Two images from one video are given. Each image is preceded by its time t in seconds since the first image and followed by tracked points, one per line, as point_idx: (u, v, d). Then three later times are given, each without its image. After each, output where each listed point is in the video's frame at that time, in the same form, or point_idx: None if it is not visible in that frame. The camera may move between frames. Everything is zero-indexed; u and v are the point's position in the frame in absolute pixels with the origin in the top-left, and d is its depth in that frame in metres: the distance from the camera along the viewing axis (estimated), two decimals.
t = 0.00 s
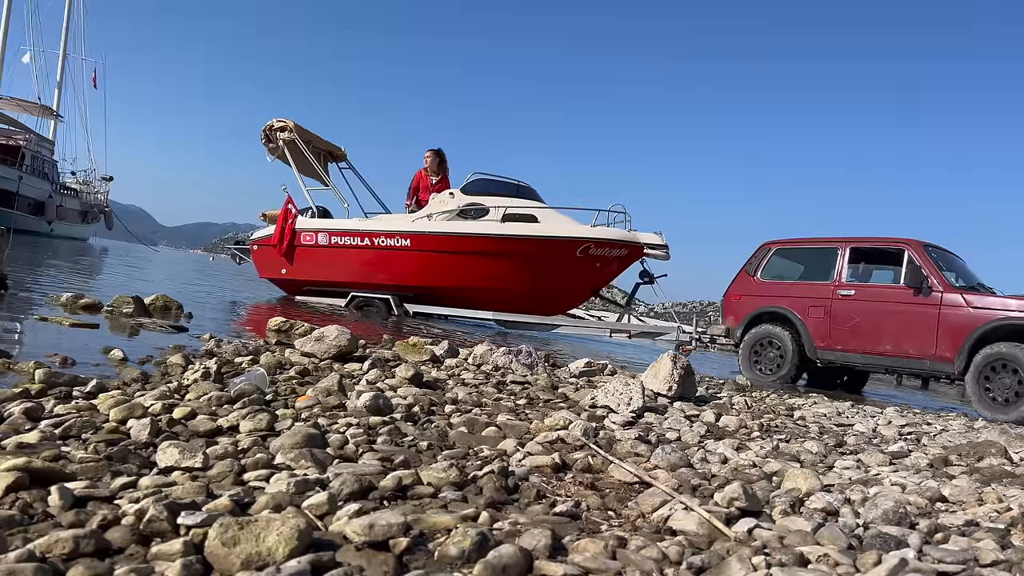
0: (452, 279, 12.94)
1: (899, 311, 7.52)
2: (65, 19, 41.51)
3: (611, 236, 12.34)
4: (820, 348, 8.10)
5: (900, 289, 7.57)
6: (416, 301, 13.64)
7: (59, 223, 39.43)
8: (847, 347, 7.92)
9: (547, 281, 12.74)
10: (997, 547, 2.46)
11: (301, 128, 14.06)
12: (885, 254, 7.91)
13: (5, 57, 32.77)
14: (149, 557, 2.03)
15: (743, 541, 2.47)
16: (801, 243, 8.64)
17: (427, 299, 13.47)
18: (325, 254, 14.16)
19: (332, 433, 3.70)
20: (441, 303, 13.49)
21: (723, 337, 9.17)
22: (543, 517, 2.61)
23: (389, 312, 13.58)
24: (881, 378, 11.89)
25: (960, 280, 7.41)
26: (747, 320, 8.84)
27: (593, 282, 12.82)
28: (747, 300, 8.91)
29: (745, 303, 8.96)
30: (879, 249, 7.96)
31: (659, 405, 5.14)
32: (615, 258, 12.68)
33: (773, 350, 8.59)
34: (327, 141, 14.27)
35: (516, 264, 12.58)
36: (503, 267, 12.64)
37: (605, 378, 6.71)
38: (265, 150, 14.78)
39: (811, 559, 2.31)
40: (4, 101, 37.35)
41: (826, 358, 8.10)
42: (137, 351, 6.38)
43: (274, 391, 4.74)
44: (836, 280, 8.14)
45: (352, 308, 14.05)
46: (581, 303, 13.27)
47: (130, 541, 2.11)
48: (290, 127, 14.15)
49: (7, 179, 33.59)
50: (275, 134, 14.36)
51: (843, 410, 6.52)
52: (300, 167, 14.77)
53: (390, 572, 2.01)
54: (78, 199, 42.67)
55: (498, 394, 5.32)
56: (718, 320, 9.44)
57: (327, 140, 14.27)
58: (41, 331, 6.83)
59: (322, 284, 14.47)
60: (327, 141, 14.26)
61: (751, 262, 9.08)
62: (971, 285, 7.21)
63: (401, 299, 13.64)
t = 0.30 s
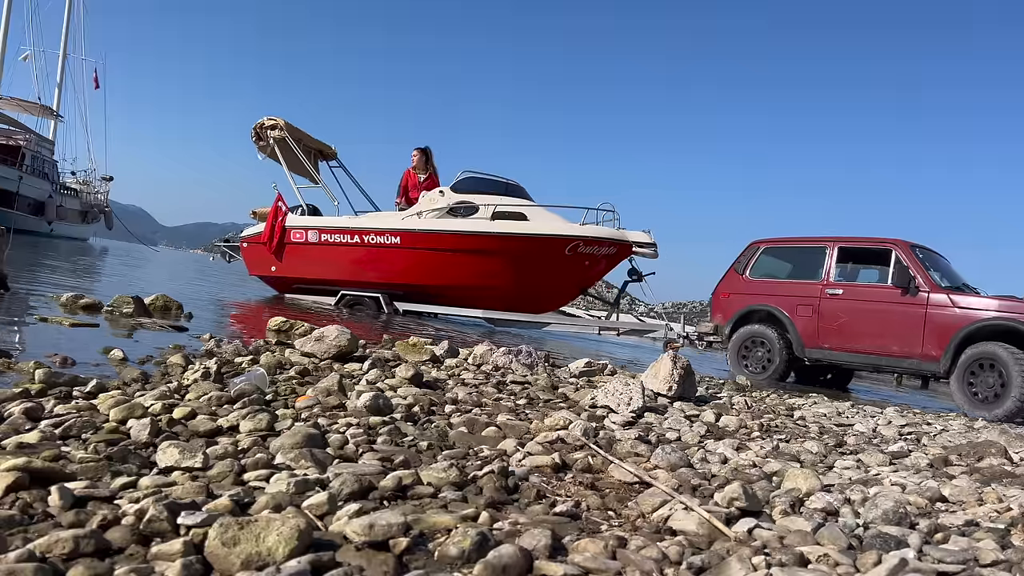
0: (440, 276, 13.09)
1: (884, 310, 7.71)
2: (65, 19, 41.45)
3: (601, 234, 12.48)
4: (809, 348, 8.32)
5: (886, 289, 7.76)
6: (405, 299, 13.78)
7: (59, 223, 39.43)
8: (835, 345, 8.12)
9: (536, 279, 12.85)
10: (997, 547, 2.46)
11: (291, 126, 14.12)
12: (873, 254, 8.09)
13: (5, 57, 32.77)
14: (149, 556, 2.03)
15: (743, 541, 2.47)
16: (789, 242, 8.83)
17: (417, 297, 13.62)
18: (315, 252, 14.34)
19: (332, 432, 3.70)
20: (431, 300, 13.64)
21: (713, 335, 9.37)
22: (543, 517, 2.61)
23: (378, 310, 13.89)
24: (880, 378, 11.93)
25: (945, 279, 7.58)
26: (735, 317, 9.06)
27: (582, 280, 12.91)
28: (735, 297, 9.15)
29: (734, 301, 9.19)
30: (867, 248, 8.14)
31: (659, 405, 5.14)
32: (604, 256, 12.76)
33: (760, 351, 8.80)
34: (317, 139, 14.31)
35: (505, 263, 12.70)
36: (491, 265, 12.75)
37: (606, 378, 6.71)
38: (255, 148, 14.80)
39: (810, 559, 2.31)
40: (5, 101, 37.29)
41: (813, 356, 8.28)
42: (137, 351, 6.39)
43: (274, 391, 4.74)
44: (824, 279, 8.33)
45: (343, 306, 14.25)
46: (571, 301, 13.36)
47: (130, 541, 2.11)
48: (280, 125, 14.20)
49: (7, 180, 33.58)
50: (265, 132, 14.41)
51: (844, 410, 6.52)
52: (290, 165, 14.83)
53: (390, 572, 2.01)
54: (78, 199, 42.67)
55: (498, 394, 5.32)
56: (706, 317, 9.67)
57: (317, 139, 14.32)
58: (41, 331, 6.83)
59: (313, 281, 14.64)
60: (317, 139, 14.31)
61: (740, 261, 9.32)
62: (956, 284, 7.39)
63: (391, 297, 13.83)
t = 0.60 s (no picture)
0: (431, 277, 13.20)
1: (873, 309, 7.82)
2: (65, 19, 41.44)
3: (590, 234, 12.61)
4: (799, 347, 8.37)
5: (876, 288, 7.88)
6: (396, 300, 13.83)
7: (59, 223, 39.42)
8: (825, 344, 8.19)
9: (527, 278, 13.01)
10: (997, 547, 2.46)
11: (279, 126, 14.14)
12: (863, 254, 8.20)
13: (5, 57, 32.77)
14: (149, 556, 2.03)
15: (743, 541, 2.47)
16: (779, 241, 8.90)
17: (408, 297, 13.69)
18: (305, 253, 14.37)
19: (332, 433, 3.70)
20: (421, 300, 13.74)
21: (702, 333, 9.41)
22: (543, 517, 2.61)
23: (369, 309, 13.95)
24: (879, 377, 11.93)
25: (933, 279, 7.71)
26: (726, 317, 9.09)
27: (573, 278, 13.07)
28: (726, 296, 9.17)
29: (724, 300, 9.21)
30: (857, 248, 8.25)
31: (659, 405, 5.14)
32: (594, 255, 12.91)
33: (751, 350, 8.85)
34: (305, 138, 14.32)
35: (496, 263, 12.87)
36: (481, 265, 12.89)
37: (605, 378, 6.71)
38: (243, 148, 14.84)
39: (810, 559, 2.31)
40: (5, 101, 37.30)
41: (803, 355, 8.36)
42: (136, 351, 6.38)
43: (274, 391, 4.74)
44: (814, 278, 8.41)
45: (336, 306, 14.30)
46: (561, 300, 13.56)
47: (130, 541, 2.11)
48: (268, 125, 14.23)
49: (7, 180, 33.59)
50: (253, 132, 14.44)
51: (844, 410, 6.52)
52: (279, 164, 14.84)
53: (390, 572, 2.01)
54: (78, 199, 42.69)
55: (498, 394, 5.32)
56: (697, 316, 9.71)
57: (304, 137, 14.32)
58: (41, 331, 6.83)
59: (303, 282, 14.68)
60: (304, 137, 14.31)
61: (730, 260, 9.36)
62: (944, 284, 7.53)
63: (381, 297, 13.86)
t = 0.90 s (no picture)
0: (420, 277, 13.28)
1: (860, 309, 8.05)
2: (65, 19, 41.40)
3: (579, 234, 12.77)
4: (788, 346, 8.57)
5: (864, 289, 8.10)
6: (385, 299, 13.88)
7: (60, 223, 39.40)
8: (813, 344, 8.40)
9: (516, 277, 13.14)
10: (998, 547, 2.46)
11: (268, 125, 14.20)
12: (850, 255, 8.42)
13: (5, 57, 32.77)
14: (149, 556, 2.03)
15: (743, 541, 2.47)
16: (766, 242, 9.15)
17: (397, 297, 13.75)
18: (295, 253, 14.40)
19: (332, 433, 3.70)
20: (410, 300, 13.83)
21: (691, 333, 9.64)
22: (543, 517, 2.61)
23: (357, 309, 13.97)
24: (880, 378, 11.96)
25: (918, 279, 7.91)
26: (715, 317, 9.33)
27: (562, 278, 13.20)
28: (715, 297, 9.40)
29: (714, 300, 9.44)
30: (844, 249, 8.47)
31: (659, 405, 5.14)
32: (583, 255, 13.06)
33: (740, 348, 9.06)
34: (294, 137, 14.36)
35: (485, 263, 12.96)
36: (471, 265, 13.00)
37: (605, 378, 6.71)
38: (233, 147, 14.86)
39: (810, 559, 2.31)
40: (5, 101, 37.28)
41: (792, 355, 8.57)
42: (136, 351, 6.38)
43: (274, 391, 4.74)
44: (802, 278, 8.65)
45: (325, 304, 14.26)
46: (549, 298, 13.74)
47: (130, 541, 2.11)
48: (257, 124, 14.28)
49: (7, 180, 33.57)
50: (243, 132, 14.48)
51: (844, 410, 6.52)
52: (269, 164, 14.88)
53: (390, 572, 2.01)
54: (78, 199, 42.66)
55: (498, 394, 5.32)
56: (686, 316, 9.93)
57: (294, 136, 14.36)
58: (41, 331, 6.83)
59: (292, 282, 14.72)
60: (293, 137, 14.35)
61: (719, 261, 9.60)
62: (930, 284, 7.75)
63: (371, 297, 13.87)
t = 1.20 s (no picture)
0: (411, 275, 13.32)
1: (849, 307, 8.18)
2: (65, 19, 41.38)
3: (569, 233, 12.89)
4: (777, 343, 8.72)
5: (853, 287, 8.24)
6: (377, 298, 13.95)
7: (59, 223, 39.38)
8: (802, 340, 8.54)
9: (506, 276, 13.19)
10: (997, 547, 2.46)
11: (261, 125, 14.21)
12: (839, 253, 8.55)
13: (5, 57, 32.76)
14: (149, 557, 2.03)
15: (743, 541, 2.47)
16: (755, 241, 9.30)
17: (388, 296, 13.79)
18: (286, 251, 14.44)
19: (332, 432, 3.70)
20: (400, 299, 13.87)
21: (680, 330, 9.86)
22: (543, 517, 2.61)
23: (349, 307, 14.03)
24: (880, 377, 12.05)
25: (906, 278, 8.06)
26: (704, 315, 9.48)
27: (552, 276, 13.33)
28: (705, 295, 9.54)
29: (704, 298, 9.56)
30: (834, 248, 8.60)
31: (659, 405, 5.14)
32: (572, 255, 13.20)
33: (730, 346, 9.20)
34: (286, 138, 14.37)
35: (476, 262, 13.02)
36: (462, 263, 13.04)
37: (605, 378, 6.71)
38: (225, 147, 14.88)
39: (810, 559, 2.31)
40: (5, 101, 37.26)
41: (781, 351, 8.71)
42: (136, 351, 6.39)
43: (274, 391, 4.74)
44: (790, 276, 8.79)
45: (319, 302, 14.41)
46: (539, 298, 13.84)
47: (130, 541, 2.11)
48: (250, 124, 14.28)
49: (7, 180, 33.56)
50: (234, 131, 14.49)
51: (844, 410, 6.52)
52: (259, 164, 14.88)
53: (390, 572, 2.01)
54: (78, 199, 42.65)
55: (498, 394, 5.32)
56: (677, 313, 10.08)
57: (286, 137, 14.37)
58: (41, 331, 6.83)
59: (284, 281, 14.75)
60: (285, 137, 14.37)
61: (709, 259, 9.74)
62: (918, 283, 7.90)
63: (362, 295, 13.95)
